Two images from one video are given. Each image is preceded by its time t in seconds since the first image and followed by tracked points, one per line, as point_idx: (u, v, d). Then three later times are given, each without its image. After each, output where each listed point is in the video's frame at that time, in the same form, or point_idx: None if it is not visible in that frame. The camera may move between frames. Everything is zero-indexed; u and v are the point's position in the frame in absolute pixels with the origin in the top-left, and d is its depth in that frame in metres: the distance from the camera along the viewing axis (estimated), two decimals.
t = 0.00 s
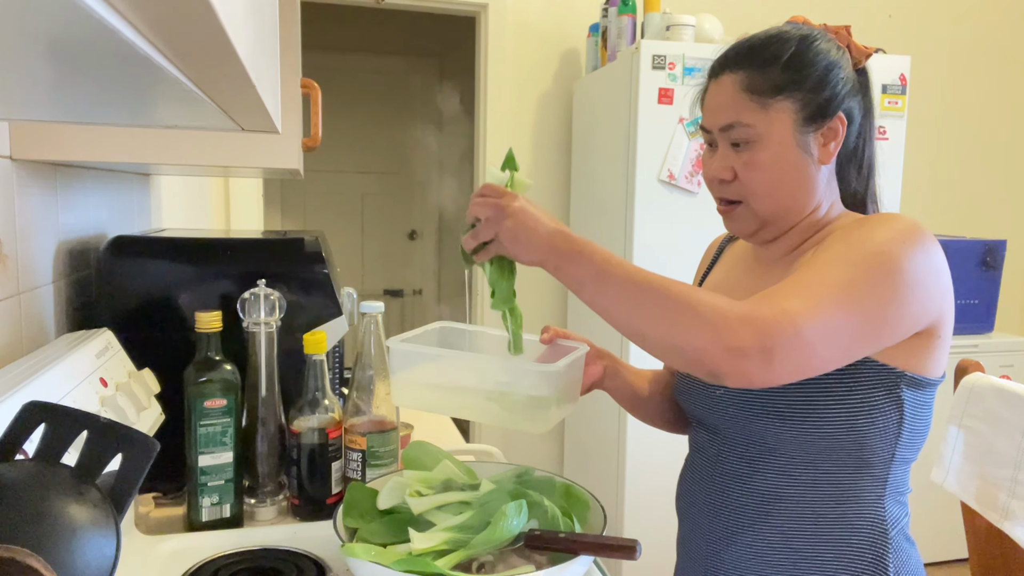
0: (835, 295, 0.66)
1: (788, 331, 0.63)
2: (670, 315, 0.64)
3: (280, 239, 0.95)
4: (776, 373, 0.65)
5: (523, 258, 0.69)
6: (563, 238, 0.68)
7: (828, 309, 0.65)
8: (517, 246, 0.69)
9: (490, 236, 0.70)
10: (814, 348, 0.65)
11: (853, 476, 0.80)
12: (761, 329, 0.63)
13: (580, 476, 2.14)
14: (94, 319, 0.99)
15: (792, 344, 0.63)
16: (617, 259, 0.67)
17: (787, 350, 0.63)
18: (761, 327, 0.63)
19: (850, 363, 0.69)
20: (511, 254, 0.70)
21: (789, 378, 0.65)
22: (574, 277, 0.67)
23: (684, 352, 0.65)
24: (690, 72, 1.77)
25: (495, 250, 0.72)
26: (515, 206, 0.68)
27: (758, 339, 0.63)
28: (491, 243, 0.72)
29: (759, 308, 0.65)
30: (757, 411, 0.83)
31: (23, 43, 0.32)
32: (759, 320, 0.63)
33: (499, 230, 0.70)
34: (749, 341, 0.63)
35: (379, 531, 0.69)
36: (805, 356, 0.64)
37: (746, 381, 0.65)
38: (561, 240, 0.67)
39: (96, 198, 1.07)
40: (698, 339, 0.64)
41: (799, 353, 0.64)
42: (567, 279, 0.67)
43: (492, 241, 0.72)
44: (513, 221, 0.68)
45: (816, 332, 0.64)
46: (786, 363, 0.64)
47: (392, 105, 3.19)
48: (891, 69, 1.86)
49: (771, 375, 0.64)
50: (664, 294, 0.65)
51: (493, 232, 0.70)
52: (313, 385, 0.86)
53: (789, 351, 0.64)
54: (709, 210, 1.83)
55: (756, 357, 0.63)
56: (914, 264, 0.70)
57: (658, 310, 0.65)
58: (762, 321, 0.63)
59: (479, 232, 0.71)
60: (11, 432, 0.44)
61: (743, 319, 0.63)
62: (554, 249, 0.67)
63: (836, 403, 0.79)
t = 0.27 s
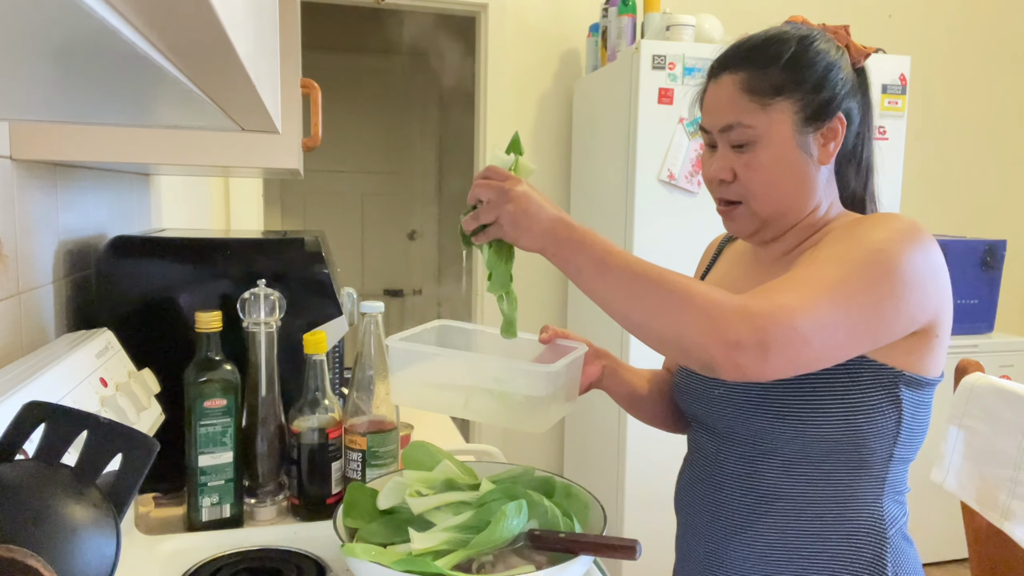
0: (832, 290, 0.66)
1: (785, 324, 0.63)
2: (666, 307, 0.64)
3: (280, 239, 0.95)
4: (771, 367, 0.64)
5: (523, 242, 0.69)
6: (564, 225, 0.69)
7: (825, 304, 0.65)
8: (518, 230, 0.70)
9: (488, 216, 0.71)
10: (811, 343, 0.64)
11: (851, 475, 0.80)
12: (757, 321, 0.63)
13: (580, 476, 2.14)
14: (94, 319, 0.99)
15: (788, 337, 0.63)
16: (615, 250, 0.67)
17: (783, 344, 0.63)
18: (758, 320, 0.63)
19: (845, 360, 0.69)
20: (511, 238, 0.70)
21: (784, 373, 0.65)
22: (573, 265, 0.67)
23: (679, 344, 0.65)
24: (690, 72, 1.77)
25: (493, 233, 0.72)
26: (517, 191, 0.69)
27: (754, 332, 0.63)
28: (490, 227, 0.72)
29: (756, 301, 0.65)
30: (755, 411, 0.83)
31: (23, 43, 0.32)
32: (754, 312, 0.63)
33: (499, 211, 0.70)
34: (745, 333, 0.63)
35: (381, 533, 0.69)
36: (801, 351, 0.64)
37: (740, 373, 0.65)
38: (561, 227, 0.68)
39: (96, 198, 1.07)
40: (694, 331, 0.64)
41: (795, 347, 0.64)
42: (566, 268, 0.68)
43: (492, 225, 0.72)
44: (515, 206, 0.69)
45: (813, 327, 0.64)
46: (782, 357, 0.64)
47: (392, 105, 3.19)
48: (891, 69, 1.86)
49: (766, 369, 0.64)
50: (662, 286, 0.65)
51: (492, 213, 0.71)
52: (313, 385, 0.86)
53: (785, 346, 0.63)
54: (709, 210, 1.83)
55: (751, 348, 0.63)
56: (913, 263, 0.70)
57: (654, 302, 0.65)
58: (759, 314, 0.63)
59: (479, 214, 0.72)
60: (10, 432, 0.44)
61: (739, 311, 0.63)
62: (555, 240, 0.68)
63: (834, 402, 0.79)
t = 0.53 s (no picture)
0: (830, 288, 0.66)
1: (782, 321, 0.63)
2: (664, 303, 0.64)
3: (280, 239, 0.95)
4: (768, 365, 0.64)
5: (523, 236, 0.69)
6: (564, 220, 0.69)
7: (823, 302, 0.65)
8: (517, 225, 0.70)
9: (488, 210, 0.71)
10: (807, 341, 0.64)
11: (849, 475, 0.80)
12: (753, 318, 0.63)
13: (580, 476, 2.14)
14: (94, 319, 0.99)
15: (785, 334, 0.63)
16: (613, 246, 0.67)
17: (780, 341, 0.63)
18: (755, 317, 0.63)
19: (843, 358, 0.69)
20: (510, 232, 0.70)
21: (780, 370, 0.65)
22: (571, 260, 0.67)
23: (676, 341, 0.65)
24: (690, 72, 1.77)
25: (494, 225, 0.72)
26: (517, 185, 0.69)
27: (751, 329, 0.63)
28: (490, 221, 0.72)
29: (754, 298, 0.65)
30: (754, 411, 0.83)
31: (24, 43, 0.32)
32: (751, 309, 0.63)
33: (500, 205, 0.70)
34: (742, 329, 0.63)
35: (381, 534, 0.69)
36: (797, 348, 0.64)
37: (736, 369, 0.65)
38: (560, 222, 0.68)
39: (96, 198, 1.07)
40: (691, 328, 0.64)
41: (792, 344, 0.64)
42: (564, 263, 0.68)
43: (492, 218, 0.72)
44: (514, 200, 0.69)
45: (810, 325, 0.64)
46: (779, 354, 0.64)
47: (392, 105, 3.19)
48: (891, 69, 1.86)
49: (763, 366, 0.64)
50: (659, 282, 0.65)
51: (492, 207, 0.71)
52: (313, 385, 0.86)
53: (781, 343, 0.63)
54: (709, 210, 1.83)
55: (748, 344, 0.63)
56: (911, 262, 0.70)
57: (651, 298, 0.65)
58: (756, 311, 0.63)
59: (480, 208, 0.72)
60: (10, 433, 0.44)
61: (736, 308, 0.63)
62: (553, 234, 0.68)
63: (833, 402, 0.79)
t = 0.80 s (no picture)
0: (828, 287, 0.66)
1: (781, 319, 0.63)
2: (663, 300, 0.64)
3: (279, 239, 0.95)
4: (767, 364, 0.64)
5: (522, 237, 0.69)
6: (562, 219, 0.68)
7: (821, 300, 0.65)
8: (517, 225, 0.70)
9: (485, 212, 0.72)
10: (806, 339, 0.64)
11: (848, 475, 0.80)
12: (753, 316, 0.63)
13: (580, 476, 2.14)
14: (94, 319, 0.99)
15: (783, 333, 0.63)
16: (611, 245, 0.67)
17: (779, 340, 0.63)
18: (754, 315, 0.63)
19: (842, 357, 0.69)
20: (508, 232, 0.71)
21: (778, 368, 0.65)
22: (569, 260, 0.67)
23: (675, 339, 0.65)
24: (690, 72, 1.77)
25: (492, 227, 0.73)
26: (515, 185, 0.69)
27: (750, 327, 0.63)
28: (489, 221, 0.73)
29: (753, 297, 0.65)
30: (753, 411, 0.83)
31: (23, 43, 0.32)
32: (750, 307, 0.63)
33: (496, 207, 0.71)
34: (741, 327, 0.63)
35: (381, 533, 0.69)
36: (796, 346, 0.64)
37: (735, 368, 0.65)
38: (559, 221, 0.68)
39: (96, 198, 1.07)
40: (689, 326, 0.64)
41: (790, 343, 0.64)
42: (563, 263, 0.68)
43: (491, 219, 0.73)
44: (513, 200, 0.70)
45: (809, 324, 0.64)
46: (777, 352, 0.64)
47: (392, 104, 3.19)
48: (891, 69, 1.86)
49: (762, 364, 0.64)
50: (658, 280, 0.65)
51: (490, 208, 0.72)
52: (313, 385, 0.86)
53: (780, 341, 0.63)
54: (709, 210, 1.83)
55: (747, 343, 0.63)
56: (909, 262, 0.70)
57: (650, 296, 0.65)
58: (754, 309, 0.63)
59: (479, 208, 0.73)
60: (10, 433, 0.44)
61: (736, 306, 0.63)
62: (551, 233, 0.68)
63: (832, 401, 0.79)
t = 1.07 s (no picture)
0: (827, 286, 0.66)
1: (780, 319, 0.63)
2: (662, 301, 0.64)
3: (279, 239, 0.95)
4: (767, 364, 0.64)
5: (520, 247, 0.69)
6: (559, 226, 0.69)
7: (820, 300, 0.65)
8: (515, 233, 0.69)
9: (483, 222, 0.71)
10: (806, 339, 0.64)
11: (846, 475, 0.80)
12: (752, 316, 0.63)
13: (580, 476, 2.14)
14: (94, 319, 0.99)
15: (783, 333, 0.63)
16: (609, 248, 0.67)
17: (778, 340, 0.63)
18: (753, 315, 0.63)
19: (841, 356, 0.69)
20: (507, 241, 0.70)
21: (778, 368, 0.65)
22: (568, 265, 0.67)
23: (675, 340, 0.65)
24: (690, 72, 1.77)
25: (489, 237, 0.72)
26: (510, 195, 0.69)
27: (750, 327, 0.63)
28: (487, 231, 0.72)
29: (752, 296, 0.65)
30: (751, 411, 0.83)
31: (23, 43, 0.32)
32: (750, 308, 0.63)
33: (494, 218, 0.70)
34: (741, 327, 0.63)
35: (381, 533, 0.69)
36: (796, 346, 0.64)
37: (736, 368, 0.65)
38: (557, 229, 0.68)
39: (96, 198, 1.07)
40: (689, 327, 0.64)
41: (790, 342, 0.64)
42: (562, 268, 0.68)
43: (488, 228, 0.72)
44: (510, 209, 0.69)
45: (808, 323, 0.64)
46: (777, 352, 0.64)
47: (392, 104, 3.19)
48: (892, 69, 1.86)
49: (762, 365, 0.64)
50: (658, 281, 0.65)
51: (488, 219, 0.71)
52: (313, 385, 0.86)
53: (780, 342, 0.63)
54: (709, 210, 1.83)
55: (748, 344, 0.63)
56: (907, 261, 0.70)
57: (650, 297, 0.65)
58: (754, 309, 0.63)
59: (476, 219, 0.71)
60: (10, 432, 0.44)
61: (735, 306, 0.63)
62: (550, 240, 0.68)
63: (830, 401, 0.79)
